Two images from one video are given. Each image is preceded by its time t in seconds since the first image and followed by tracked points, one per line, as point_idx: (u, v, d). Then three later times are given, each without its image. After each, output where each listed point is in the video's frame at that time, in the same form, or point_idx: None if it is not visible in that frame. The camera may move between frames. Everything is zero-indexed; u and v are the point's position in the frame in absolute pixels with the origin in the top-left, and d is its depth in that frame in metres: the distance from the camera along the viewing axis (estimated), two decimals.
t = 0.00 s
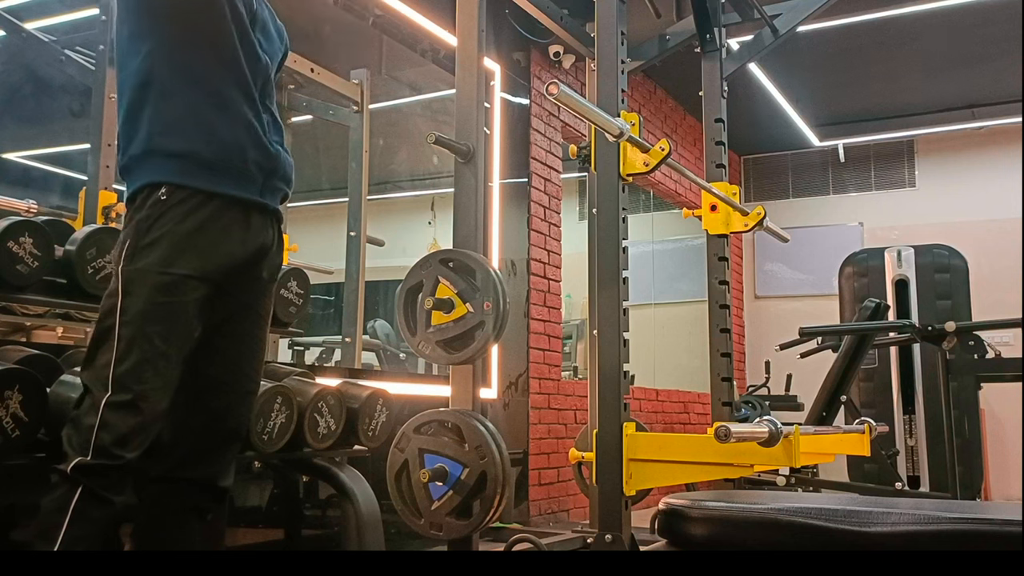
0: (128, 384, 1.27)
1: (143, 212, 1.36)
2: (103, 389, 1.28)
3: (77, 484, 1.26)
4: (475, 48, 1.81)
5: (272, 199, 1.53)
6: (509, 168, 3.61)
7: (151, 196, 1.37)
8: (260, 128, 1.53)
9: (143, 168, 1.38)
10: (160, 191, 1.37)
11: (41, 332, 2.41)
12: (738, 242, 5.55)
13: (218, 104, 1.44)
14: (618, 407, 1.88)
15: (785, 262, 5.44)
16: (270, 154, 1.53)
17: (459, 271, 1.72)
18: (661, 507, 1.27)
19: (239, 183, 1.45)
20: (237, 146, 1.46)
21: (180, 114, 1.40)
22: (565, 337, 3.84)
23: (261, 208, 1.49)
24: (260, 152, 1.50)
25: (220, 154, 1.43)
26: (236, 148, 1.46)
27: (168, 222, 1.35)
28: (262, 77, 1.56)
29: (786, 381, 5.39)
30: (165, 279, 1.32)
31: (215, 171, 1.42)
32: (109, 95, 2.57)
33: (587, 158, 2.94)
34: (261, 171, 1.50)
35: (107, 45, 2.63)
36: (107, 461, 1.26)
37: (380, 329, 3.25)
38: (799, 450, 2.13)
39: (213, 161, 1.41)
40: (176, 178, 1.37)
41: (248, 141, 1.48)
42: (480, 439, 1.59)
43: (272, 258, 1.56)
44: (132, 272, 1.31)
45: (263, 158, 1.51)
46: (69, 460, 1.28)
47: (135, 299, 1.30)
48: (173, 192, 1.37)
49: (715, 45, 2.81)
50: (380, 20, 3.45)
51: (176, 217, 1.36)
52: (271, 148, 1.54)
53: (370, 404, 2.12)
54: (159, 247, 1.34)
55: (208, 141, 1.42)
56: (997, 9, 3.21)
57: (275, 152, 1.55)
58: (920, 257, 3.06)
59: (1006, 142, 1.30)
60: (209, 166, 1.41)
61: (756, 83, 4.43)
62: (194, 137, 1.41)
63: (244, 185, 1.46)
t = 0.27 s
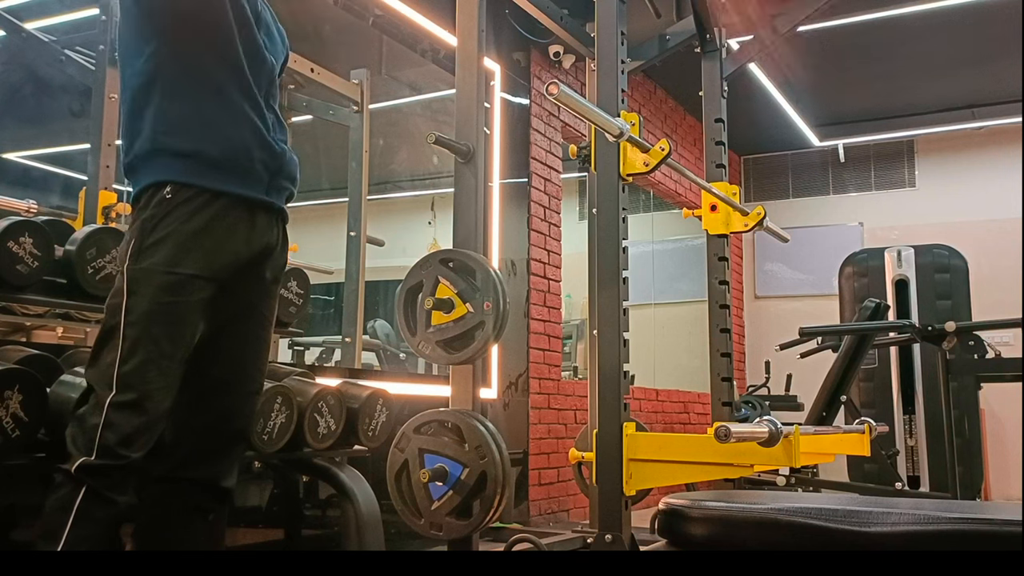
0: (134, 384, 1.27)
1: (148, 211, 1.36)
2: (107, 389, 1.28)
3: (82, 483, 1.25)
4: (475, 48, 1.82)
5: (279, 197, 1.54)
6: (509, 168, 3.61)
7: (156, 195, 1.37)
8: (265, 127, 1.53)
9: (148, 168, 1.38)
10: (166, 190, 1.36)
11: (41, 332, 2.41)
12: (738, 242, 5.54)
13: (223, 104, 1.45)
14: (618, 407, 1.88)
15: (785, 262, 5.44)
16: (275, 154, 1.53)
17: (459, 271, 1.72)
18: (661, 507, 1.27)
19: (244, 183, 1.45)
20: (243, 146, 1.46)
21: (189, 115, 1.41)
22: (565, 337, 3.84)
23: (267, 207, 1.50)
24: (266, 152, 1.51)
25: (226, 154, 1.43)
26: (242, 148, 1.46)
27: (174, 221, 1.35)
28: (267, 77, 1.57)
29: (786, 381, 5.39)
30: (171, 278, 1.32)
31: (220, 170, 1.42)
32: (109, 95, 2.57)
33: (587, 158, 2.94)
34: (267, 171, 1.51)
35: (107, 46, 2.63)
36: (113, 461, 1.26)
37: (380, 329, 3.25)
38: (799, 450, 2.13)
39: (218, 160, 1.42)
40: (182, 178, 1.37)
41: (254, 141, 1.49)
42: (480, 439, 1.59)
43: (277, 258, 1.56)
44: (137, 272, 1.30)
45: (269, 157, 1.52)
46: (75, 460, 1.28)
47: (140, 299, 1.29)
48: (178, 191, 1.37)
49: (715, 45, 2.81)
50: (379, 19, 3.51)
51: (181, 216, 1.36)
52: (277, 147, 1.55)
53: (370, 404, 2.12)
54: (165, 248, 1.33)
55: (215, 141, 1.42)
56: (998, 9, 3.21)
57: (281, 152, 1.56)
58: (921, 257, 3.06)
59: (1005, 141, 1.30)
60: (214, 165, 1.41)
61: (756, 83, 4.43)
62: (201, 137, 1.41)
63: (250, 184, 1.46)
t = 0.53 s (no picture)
0: (136, 380, 1.28)
1: (150, 211, 1.37)
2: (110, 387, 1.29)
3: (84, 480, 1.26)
4: (475, 48, 1.82)
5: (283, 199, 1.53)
6: (509, 168, 3.61)
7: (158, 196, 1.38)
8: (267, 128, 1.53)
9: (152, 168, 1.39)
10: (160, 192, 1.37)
11: (41, 332, 2.41)
12: (738, 242, 5.54)
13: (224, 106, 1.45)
14: (618, 407, 1.88)
15: (785, 262, 5.44)
16: (278, 154, 1.53)
17: (459, 271, 1.72)
18: (661, 507, 1.27)
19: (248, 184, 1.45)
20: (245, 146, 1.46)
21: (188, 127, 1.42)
22: (565, 337, 3.84)
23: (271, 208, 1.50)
24: (269, 152, 1.51)
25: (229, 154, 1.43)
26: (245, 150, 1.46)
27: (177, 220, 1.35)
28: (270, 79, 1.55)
29: (786, 381, 5.39)
30: (174, 276, 1.32)
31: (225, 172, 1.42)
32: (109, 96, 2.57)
33: (587, 158, 2.94)
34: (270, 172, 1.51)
35: (107, 46, 2.63)
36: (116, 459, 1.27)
37: (380, 329, 3.25)
38: (799, 450, 2.13)
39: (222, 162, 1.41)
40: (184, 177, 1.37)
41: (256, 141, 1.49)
42: (480, 439, 1.59)
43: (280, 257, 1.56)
44: (139, 269, 1.32)
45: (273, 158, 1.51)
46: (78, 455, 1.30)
47: (143, 296, 1.30)
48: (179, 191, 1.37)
49: (715, 45, 2.81)
50: (380, 19, 3.44)
51: (184, 214, 1.36)
52: (280, 148, 1.55)
53: (370, 404, 2.12)
54: (167, 246, 1.34)
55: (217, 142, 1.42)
56: (998, 9, 3.21)
57: (284, 153, 1.55)
58: (921, 257, 3.06)
59: (1005, 141, 1.30)
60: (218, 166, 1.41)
61: (756, 83, 4.43)
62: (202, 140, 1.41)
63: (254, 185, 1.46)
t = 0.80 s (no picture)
0: (137, 386, 1.27)
1: (149, 213, 1.35)
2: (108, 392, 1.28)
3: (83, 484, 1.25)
4: (475, 48, 1.82)
5: (281, 203, 1.54)
6: (509, 169, 3.61)
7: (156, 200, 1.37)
8: (266, 132, 1.53)
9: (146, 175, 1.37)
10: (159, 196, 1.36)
11: (41, 332, 2.41)
12: (738, 242, 5.55)
13: (221, 108, 1.45)
14: (618, 407, 1.88)
15: (785, 262, 5.44)
16: (276, 157, 1.53)
17: (459, 271, 1.72)
18: (661, 507, 1.26)
19: (246, 188, 1.45)
20: (244, 149, 1.46)
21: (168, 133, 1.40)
22: (564, 337, 3.84)
23: (268, 212, 1.50)
24: (268, 155, 1.51)
25: (228, 157, 1.43)
26: (244, 153, 1.46)
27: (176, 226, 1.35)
28: (270, 84, 1.53)
29: (786, 381, 5.39)
30: (175, 282, 1.32)
31: (223, 176, 1.42)
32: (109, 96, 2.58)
33: (587, 158, 2.94)
34: (269, 175, 1.51)
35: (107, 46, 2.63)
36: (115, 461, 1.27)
37: (380, 329, 3.25)
38: (798, 450, 2.13)
39: (220, 166, 1.42)
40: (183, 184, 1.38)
41: (255, 144, 1.49)
42: (480, 439, 1.59)
43: (280, 261, 1.55)
44: (141, 278, 1.29)
45: (271, 161, 1.51)
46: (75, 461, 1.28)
47: (143, 303, 1.29)
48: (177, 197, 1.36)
49: (715, 45, 2.81)
50: (380, 20, 3.44)
51: (184, 222, 1.36)
52: (280, 152, 1.55)
53: (370, 404, 2.12)
54: (168, 251, 1.32)
55: (214, 145, 1.42)
56: (998, 9, 3.21)
57: (284, 156, 1.55)
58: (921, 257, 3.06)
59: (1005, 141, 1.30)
60: (216, 170, 1.41)
61: (755, 83, 4.44)
62: (198, 142, 1.41)
63: (252, 190, 1.47)
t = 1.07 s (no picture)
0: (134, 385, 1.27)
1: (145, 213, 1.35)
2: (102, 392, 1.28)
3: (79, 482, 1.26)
4: (475, 48, 1.81)
5: (276, 201, 1.54)
6: (509, 169, 3.61)
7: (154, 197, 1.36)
8: (260, 130, 1.53)
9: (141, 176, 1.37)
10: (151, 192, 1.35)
11: (41, 332, 2.41)
12: (738, 242, 5.55)
13: (214, 109, 1.43)
14: (618, 407, 1.88)
15: (785, 262, 5.44)
16: (270, 156, 1.53)
17: (459, 271, 1.72)
18: (661, 507, 1.26)
19: (241, 188, 1.46)
20: (238, 149, 1.46)
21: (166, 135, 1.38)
22: (564, 337, 3.84)
23: (261, 211, 1.50)
24: (262, 154, 1.51)
25: (223, 157, 1.43)
26: (239, 152, 1.46)
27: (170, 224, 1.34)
28: (263, 83, 1.54)
29: (786, 381, 5.39)
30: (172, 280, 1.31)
31: (218, 175, 1.42)
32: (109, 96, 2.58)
33: (587, 158, 2.94)
34: (263, 174, 1.51)
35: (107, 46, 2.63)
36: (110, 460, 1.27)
37: (380, 329, 3.25)
38: (799, 450, 2.13)
39: (215, 165, 1.41)
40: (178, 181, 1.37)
41: (249, 144, 1.49)
42: (480, 439, 1.59)
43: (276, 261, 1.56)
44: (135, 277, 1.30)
45: (266, 160, 1.52)
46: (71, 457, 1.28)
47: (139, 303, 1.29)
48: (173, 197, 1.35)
49: (715, 45, 2.81)
50: (380, 20, 3.44)
51: (180, 218, 1.35)
52: (274, 150, 1.55)
53: (371, 404, 2.12)
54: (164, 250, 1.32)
55: (209, 144, 1.41)
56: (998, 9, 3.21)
57: (278, 155, 1.56)
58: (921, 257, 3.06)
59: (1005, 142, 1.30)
60: (211, 169, 1.41)
61: (755, 83, 4.44)
62: (192, 143, 1.40)
63: (247, 190, 1.47)
